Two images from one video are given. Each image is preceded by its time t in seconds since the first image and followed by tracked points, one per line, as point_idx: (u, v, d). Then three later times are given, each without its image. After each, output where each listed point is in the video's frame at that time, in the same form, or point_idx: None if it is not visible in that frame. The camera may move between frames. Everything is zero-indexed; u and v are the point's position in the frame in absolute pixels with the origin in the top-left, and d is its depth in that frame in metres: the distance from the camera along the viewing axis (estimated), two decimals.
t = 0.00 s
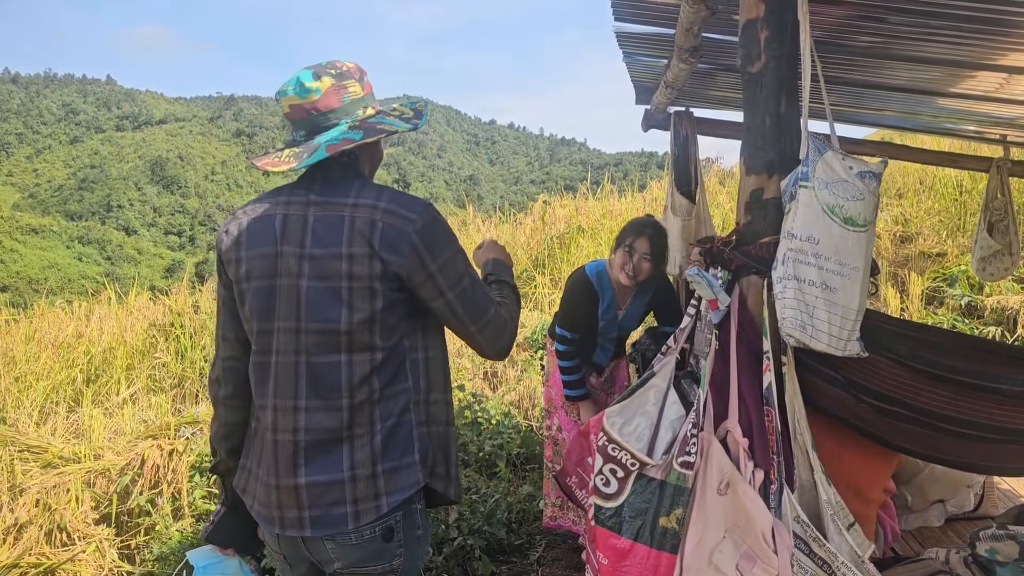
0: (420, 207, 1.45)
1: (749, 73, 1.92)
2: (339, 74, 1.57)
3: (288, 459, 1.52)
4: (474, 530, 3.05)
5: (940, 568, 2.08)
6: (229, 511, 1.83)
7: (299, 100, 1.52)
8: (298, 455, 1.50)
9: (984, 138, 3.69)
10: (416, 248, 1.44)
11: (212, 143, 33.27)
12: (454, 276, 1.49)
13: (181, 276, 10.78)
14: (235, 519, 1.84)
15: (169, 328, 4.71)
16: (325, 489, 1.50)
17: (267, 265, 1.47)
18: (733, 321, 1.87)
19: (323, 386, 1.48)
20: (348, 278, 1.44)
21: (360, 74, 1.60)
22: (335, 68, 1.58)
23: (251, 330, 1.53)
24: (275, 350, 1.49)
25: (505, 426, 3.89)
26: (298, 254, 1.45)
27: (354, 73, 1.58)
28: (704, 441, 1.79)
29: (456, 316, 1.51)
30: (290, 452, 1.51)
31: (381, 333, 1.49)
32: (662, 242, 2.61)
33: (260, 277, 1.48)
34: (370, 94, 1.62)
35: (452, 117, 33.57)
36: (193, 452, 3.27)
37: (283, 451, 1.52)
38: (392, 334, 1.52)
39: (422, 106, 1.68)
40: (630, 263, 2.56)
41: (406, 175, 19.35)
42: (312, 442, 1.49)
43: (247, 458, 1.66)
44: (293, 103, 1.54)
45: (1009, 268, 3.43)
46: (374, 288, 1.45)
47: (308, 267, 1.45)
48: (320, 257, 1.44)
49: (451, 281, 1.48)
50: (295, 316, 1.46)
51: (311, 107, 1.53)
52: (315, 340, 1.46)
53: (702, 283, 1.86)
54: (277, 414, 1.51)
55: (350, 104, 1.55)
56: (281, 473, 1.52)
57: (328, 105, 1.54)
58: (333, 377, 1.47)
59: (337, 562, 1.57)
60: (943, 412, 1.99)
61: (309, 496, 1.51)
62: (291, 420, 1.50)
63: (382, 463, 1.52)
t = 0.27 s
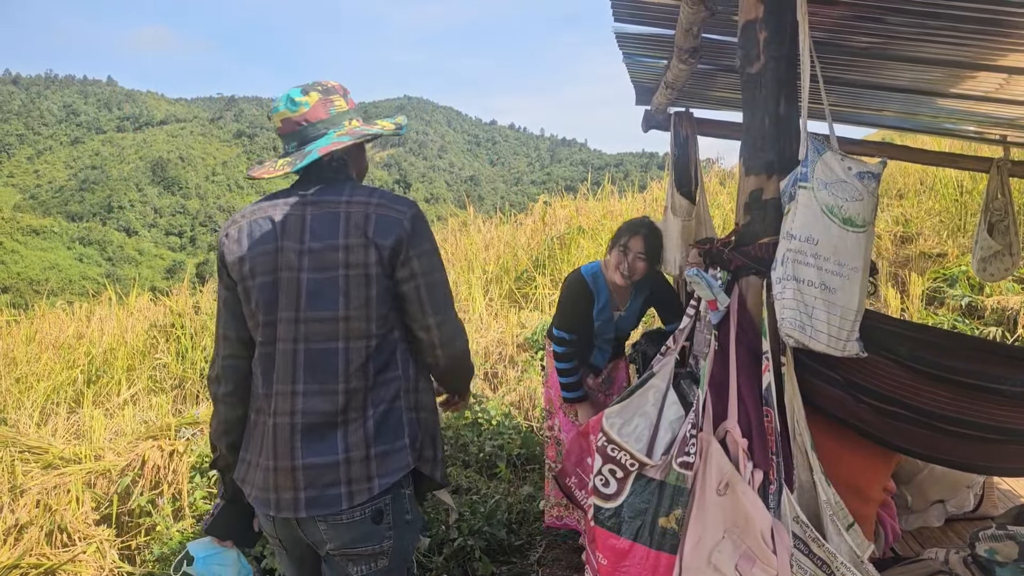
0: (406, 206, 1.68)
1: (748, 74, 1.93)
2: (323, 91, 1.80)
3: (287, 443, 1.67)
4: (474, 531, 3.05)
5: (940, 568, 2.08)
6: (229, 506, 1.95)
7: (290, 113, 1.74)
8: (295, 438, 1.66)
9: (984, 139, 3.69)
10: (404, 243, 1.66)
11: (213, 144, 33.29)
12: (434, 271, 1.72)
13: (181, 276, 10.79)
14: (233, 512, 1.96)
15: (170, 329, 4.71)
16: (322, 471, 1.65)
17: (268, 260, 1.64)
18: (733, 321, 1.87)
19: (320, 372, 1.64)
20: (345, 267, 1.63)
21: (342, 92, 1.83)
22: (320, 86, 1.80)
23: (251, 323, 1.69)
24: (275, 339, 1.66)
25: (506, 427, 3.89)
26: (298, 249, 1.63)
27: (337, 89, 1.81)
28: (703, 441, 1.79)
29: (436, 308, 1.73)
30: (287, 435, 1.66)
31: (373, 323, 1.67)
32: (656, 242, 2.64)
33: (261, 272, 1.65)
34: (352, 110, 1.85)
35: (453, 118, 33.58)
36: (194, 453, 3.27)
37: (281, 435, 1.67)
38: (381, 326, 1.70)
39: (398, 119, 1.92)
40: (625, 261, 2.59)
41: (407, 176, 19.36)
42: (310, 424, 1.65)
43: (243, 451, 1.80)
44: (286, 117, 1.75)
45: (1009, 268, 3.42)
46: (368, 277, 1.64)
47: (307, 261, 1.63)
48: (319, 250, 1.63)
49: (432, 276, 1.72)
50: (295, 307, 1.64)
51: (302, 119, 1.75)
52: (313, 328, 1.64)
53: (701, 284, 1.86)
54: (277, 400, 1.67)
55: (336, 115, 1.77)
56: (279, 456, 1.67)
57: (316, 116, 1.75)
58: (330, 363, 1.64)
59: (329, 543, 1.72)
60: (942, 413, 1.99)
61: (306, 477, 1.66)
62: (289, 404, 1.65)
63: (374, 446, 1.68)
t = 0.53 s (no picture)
0: (368, 189, 1.75)
1: (750, 74, 1.93)
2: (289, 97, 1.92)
3: (279, 419, 1.74)
4: (476, 530, 3.05)
5: (942, 568, 2.08)
6: (229, 489, 2.04)
7: (260, 117, 1.85)
8: (285, 413, 1.73)
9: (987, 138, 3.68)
10: (365, 222, 1.72)
11: (215, 144, 33.31)
12: (397, 246, 1.77)
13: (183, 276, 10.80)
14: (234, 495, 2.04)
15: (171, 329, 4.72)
16: (308, 443, 1.71)
17: (246, 255, 1.74)
18: (734, 321, 1.87)
19: (299, 349, 1.71)
20: (313, 251, 1.70)
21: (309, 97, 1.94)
22: (287, 92, 1.91)
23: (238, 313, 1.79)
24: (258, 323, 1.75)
25: (508, 426, 3.89)
26: (274, 239, 1.72)
27: (303, 95, 1.92)
28: (704, 441, 1.79)
29: (400, 280, 1.76)
30: (279, 411, 1.74)
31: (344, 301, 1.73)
32: (648, 240, 2.66)
33: (241, 266, 1.74)
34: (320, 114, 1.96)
35: (454, 117, 33.58)
36: (196, 453, 3.27)
37: (273, 412, 1.75)
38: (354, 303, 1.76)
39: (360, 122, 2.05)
40: (615, 257, 2.61)
41: (408, 176, 19.35)
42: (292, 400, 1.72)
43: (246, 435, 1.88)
44: (258, 122, 1.86)
45: (1012, 268, 3.42)
46: (335, 257, 1.70)
47: (280, 248, 1.71)
48: (288, 237, 1.71)
49: (395, 251, 1.76)
50: (273, 292, 1.72)
51: (272, 120, 1.86)
52: (290, 310, 1.71)
53: (702, 283, 1.87)
54: (267, 380, 1.76)
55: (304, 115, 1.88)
56: (272, 433, 1.75)
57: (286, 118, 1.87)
58: (308, 340, 1.71)
59: (320, 514, 1.75)
60: (944, 412, 1.99)
61: (295, 451, 1.71)
62: (277, 384, 1.74)
63: (355, 416, 1.73)
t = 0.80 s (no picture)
0: (350, 178, 1.78)
1: (749, 73, 1.93)
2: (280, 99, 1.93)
3: (274, 405, 1.76)
4: (476, 530, 3.05)
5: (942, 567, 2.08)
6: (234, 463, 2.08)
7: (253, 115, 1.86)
8: (280, 399, 1.75)
9: (987, 137, 3.68)
10: (347, 209, 1.74)
11: (215, 143, 33.30)
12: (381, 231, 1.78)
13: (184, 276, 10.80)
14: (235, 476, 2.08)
15: (171, 329, 4.71)
16: (303, 424, 1.72)
17: (235, 250, 1.77)
18: (733, 320, 1.88)
19: (290, 335, 1.73)
20: (298, 241, 1.72)
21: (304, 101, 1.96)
22: (283, 94, 1.93)
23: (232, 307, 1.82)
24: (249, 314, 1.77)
25: (508, 426, 3.89)
26: (261, 233, 1.75)
27: (299, 97, 1.94)
28: (704, 440, 1.80)
29: (384, 263, 1.77)
30: (274, 397, 1.76)
31: (330, 286, 1.74)
32: (633, 237, 2.68)
33: (231, 262, 1.77)
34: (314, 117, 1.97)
35: (454, 117, 33.58)
36: (196, 453, 3.27)
37: (268, 399, 1.77)
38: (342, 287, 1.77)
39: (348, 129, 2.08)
40: (598, 256, 2.65)
41: (409, 175, 19.34)
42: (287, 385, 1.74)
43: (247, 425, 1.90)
44: (249, 119, 1.88)
45: (1012, 267, 3.42)
46: (319, 244, 1.72)
47: (267, 240, 1.74)
48: (275, 230, 1.74)
49: (378, 235, 1.77)
50: (261, 283, 1.74)
51: (264, 118, 1.87)
52: (278, 298, 1.73)
53: (702, 282, 1.86)
54: (261, 368, 1.78)
55: (296, 115, 1.89)
56: (268, 419, 1.77)
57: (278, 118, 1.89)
58: (297, 326, 1.73)
59: (318, 493, 1.77)
60: (945, 412, 1.99)
61: (291, 433, 1.73)
62: (272, 370, 1.76)
63: (347, 397, 1.74)
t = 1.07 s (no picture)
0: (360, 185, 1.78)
1: (751, 71, 1.92)
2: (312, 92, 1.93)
3: (267, 395, 1.76)
4: (477, 528, 3.04)
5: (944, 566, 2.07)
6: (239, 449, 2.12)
7: (277, 104, 1.87)
8: (273, 391, 1.75)
9: (989, 135, 3.68)
10: (356, 217, 1.75)
11: (217, 142, 33.30)
12: (385, 242, 1.80)
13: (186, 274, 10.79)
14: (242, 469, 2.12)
15: (172, 327, 4.70)
16: (295, 418, 1.72)
17: (238, 238, 1.76)
18: (735, 319, 1.88)
19: (288, 330, 1.73)
20: (303, 238, 1.72)
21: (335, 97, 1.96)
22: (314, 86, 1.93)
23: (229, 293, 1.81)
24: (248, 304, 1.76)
25: (509, 425, 3.89)
26: (266, 225, 1.74)
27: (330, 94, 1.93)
28: (706, 439, 1.80)
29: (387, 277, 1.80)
30: (268, 388, 1.76)
31: (333, 286, 1.74)
32: (600, 230, 2.68)
33: (234, 250, 1.76)
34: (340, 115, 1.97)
35: (456, 115, 33.57)
36: (198, 451, 3.27)
37: (262, 390, 1.76)
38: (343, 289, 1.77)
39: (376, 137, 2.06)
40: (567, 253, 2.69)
41: (410, 173, 19.34)
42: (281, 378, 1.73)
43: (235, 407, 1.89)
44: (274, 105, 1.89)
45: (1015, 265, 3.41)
46: (324, 246, 1.72)
47: (272, 234, 1.73)
48: (281, 225, 1.73)
49: (382, 246, 1.79)
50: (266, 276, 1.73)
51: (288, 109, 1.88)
52: (279, 294, 1.72)
53: (704, 280, 1.86)
54: (255, 359, 1.77)
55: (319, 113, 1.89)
56: (259, 409, 1.76)
57: (299, 113, 1.89)
58: (296, 322, 1.73)
59: (310, 485, 1.76)
60: (947, 411, 1.99)
61: (282, 425, 1.73)
62: (265, 361, 1.76)
63: (341, 396, 1.75)
